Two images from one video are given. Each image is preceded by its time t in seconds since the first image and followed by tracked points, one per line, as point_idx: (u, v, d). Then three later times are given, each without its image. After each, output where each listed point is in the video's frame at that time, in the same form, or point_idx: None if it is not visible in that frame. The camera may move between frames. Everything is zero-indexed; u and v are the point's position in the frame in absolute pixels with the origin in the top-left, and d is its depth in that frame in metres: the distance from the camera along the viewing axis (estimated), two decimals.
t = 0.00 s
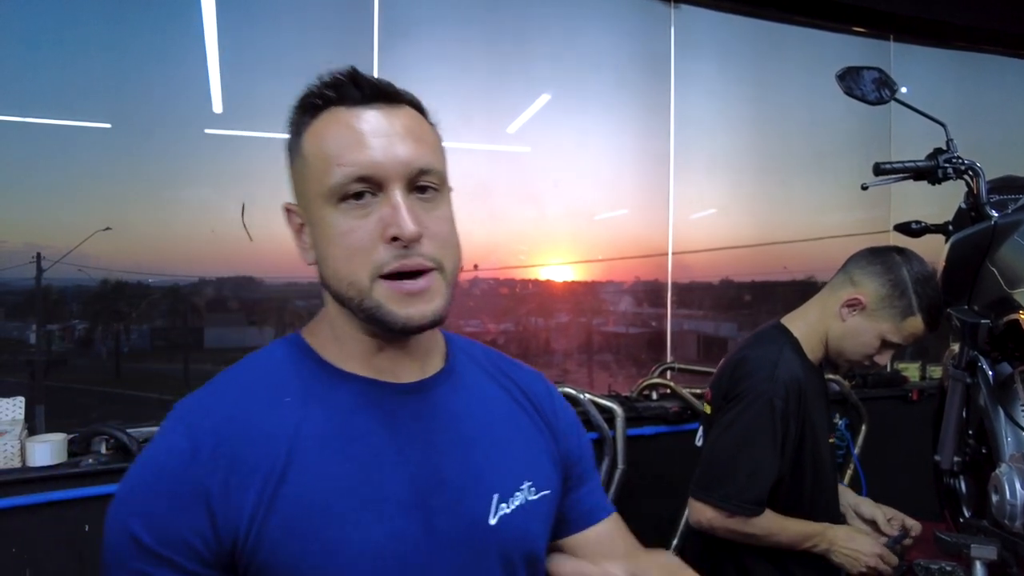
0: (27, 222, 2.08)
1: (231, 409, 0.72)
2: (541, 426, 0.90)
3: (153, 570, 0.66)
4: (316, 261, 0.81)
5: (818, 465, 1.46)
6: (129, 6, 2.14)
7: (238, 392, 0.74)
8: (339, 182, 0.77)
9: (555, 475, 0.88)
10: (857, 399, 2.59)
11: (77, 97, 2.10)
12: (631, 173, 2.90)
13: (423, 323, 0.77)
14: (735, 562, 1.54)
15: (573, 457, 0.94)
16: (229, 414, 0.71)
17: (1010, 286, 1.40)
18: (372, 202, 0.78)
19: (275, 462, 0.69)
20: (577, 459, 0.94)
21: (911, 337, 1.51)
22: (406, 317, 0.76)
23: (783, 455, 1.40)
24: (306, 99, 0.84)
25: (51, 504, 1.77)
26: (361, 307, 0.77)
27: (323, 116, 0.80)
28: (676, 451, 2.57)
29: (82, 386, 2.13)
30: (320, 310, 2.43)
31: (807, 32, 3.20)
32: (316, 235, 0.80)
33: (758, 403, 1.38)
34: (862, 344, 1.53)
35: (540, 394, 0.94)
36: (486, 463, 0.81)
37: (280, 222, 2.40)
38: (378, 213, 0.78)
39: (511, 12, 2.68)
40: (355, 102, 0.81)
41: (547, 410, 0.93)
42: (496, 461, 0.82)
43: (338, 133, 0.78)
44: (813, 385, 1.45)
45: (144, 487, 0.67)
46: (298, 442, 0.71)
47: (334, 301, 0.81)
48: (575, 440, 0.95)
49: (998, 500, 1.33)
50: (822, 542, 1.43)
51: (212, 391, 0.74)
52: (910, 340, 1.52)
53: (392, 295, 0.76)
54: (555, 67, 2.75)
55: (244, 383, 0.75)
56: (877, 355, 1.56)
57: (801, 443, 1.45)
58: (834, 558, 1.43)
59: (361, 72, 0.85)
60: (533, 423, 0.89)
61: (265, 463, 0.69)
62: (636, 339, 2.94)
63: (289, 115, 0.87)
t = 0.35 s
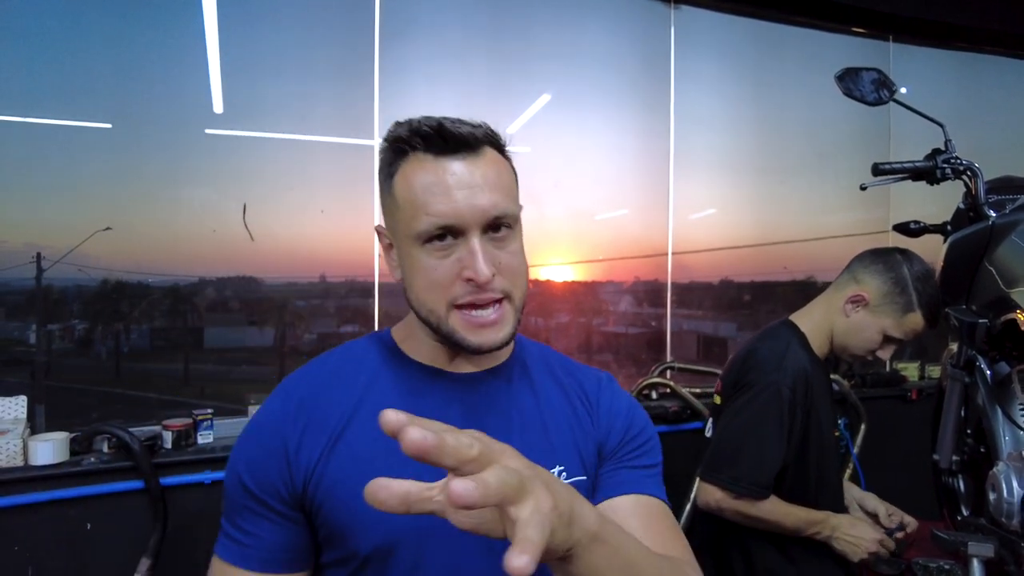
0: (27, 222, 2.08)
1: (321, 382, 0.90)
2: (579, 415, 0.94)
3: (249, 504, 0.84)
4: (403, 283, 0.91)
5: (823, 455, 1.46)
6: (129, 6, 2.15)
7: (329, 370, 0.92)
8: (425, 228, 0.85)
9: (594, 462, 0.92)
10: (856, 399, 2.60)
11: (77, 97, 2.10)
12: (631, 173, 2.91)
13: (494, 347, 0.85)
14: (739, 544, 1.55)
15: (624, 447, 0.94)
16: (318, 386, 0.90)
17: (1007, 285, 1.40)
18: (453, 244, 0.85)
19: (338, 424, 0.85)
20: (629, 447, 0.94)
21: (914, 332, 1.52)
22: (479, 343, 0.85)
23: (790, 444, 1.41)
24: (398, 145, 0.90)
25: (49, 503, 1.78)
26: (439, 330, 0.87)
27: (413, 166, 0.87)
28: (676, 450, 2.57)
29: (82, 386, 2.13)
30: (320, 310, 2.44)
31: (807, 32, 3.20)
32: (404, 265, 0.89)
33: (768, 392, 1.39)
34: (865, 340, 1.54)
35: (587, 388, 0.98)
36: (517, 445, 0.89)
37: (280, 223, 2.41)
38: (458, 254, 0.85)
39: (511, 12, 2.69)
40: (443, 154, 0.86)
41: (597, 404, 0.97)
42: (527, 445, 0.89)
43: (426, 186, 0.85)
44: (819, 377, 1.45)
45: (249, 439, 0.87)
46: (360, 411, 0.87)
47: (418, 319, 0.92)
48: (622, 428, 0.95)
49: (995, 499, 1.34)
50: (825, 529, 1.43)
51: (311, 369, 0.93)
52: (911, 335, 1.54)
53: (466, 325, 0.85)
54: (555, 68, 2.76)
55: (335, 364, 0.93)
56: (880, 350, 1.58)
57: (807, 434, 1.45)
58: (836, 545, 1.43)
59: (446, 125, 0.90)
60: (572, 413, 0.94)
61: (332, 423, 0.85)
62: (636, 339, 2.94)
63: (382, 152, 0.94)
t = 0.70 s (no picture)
0: (27, 223, 2.08)
1: (356, 376, 0.93)
2: (595, 417, 0.96)
3: (285, 485, 0.87)
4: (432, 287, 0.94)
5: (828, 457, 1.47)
6: (129, 9, 2.16)
7: (365, 366, 0.95)
8: (454, 238, 0.87)
9: (607, 464, 0.94)
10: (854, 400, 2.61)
11: (78, 98, 2.11)
12: (630, 174, 2.92)
13: (518, 350, 0.87)
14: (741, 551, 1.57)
15: (636, 452, 0.95)
16: (352, 379, 0.92)
17: (1002, 289, 1.41)
18: (480, 253, 0.87)
19: (371, 416, 0.88)
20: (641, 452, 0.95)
21: (920, 335, 1.52)
22: (504, 347, 0.87)
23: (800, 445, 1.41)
24: (432, 161, 0.92)
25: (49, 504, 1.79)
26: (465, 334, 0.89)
27: (446, 180, 0.89)
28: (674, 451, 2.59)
29: (83, 386, 2.14)
30: (319, 311, 2.45)
31: (805, 34, 3.21)
32: (434, 271, 0.91)
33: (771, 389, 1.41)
34: (871, 342, 1.54)
35: (606, 393, 0.99)
36: (537, 442, 0.91)
37: (280, 223, 2.42)
38: (484, 263, 0.87)
39: (510, 14, 2.70)
40: (475, 171, 0.88)
41: (612, 408, 0.97)
42: (547, 443, 0.91)
43: (458, 200, 0.87)
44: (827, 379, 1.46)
45: (289, 425, 0.90)
46: (391, 405, 0.89)
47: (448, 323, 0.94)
48: (634, 435, 0.96)
49: (989, 501, 1.37)
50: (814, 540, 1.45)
51: (349, 364, 0.96)
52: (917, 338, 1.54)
53: (493, 331, 0.87)
54: (554, 69, 2.77)
55: (371, 360, 0.96)
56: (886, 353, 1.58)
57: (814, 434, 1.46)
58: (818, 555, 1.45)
59: (478, 145, 0.92)
60: (588, 416, 0.95)
61: (365, 416, 0.88)
62: (635, 339, 2.95)
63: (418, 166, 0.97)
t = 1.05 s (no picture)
0: (29, 224, 2.10)
1: (326, 378, 0.93)
2: (561, 412, 1.01)
3: (258, 492, 0.86)
4: (400, 289, 0.95)
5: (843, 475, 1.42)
6: (128, 11, 2.18)
7: (332, 369, 0.95)
8: (425, 239, 0.89)
9: (574, 454, 1.00)
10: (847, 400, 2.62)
11: (78, 100, 2.13)
12: (627, 175, 2.93)
13: (485, 348, 0.90)
14: None
15: (597, 442, 1.02)
16: (323, 381, 0.93)
17: (989, 289, 1.42)
18: (450, 255, 0.90)
19: (350, 417, 0.89)
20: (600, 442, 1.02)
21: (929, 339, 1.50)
22: (472, 346, 0.89)
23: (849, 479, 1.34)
24: (402, 166, 0.95)
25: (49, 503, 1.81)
26: (434, 333, 0.91)
27: (416, 184, 0.91)
28: (669, 451, 2.60)
29: (84, 386, 2.16)
30: (319, 310, 2.49)
31: (801, 36, 3.23)
32: (403, 272, 0.93)
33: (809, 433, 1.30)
34: (881, 349, 1.50)
35: (566, 389, 1.05)
36: (510, 436, 0.95)
37: (279, 224, 2.44)
38: (454, 264, 0.89)
39: (507, 16, 2.71)
40: (446, 177, 0.91)
41: (574, 403, 1.04)
42: (520, 437, 0.95)
43: (429, 202, 0.90)
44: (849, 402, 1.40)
45: (259, 430, 0.89)
46: (367, 405, 0.90)
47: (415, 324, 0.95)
48: (594, 427, 1.03)
49: (975, 499, 1.40)
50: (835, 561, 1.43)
51: (315, 368, 0.96)
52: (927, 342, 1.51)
53: (463, 330, 0.89)
54: (551, 70, 2.78)
55: (338, 363, 0.96)
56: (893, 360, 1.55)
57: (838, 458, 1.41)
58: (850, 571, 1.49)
59: (449, 153, 0.95)
60: (554, 411, 1.01)
61: (344, 416, 0.89)
62: (634, 340, 2.97)
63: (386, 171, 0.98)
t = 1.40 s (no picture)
0: (33, 224, 2.12)
1: (297, 390, 0.91)
2: (537, 416, 1.02)
3: (226, 505, 0.82)
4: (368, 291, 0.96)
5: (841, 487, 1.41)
6: (131, 15, 2.20)
7: (303, 381, 0.92)
8: (393, 239, 0.90)
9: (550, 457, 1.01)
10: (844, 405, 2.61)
11: (81, 102, 2.15)
12: (625, 176, 2.94)
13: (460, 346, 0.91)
14: None
15: (572, 446, 1.04)
16: (294, 393, 0.90)
17: (982, 292, 1.43)
18: (419, 253, 0.91)
19: (321, 427, 0.86)
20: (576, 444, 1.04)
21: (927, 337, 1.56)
22: (448, 344, 0.90)
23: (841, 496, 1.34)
24: (362, 168, 0.96)
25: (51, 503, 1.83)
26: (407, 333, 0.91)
27: (378, 184, 0.92)
28: (667, 451, 2.62)
29: (87, 386, 2.18)
30: (321, 311, 2.50)
31: (799, 38, 3.24)
32: (370, 274, 0.94)
33: (803, 448, 1.31)
34: (894, 353, 1.52)
35: (542, 391, 1.07)
36: (488, 442, 0.94)
37: (280, 226, 2.46)
38: (424, 262, 0.91)
39: (505, 19, 2.72)
40: (408, 175, 0.92)
41: (550, 405, 1.05)
42: (497, 442, 0.95)
43: (393, 202, 0.91)
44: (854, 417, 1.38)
45: (228, 443, 0.86)
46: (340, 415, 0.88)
47: (384, 326, 0.95)
48: (570, 432, 1.04)
49: (968, 500, 1.43)
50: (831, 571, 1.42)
51: (284, 381, 0.93)
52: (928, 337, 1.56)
53: (437, 330, 0.90)
54: (550, 72, 2.80)
55: (308, 375, 0.94)
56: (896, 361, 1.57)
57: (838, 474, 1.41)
58: None
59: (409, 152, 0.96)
60: (531, 415, 1.01)
61: (314, 427, 0.86)
62: (634, 340, 2.99)
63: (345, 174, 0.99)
